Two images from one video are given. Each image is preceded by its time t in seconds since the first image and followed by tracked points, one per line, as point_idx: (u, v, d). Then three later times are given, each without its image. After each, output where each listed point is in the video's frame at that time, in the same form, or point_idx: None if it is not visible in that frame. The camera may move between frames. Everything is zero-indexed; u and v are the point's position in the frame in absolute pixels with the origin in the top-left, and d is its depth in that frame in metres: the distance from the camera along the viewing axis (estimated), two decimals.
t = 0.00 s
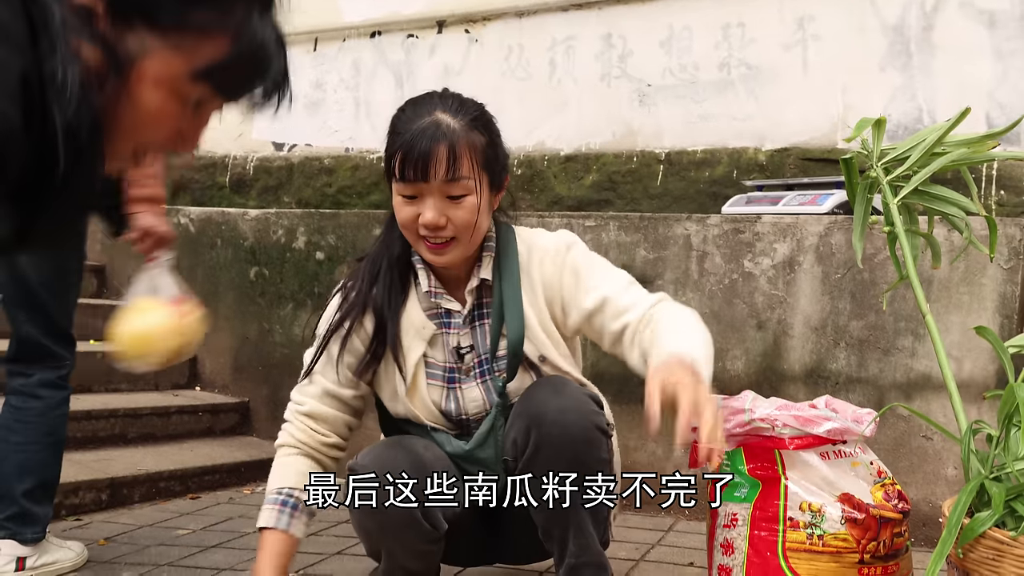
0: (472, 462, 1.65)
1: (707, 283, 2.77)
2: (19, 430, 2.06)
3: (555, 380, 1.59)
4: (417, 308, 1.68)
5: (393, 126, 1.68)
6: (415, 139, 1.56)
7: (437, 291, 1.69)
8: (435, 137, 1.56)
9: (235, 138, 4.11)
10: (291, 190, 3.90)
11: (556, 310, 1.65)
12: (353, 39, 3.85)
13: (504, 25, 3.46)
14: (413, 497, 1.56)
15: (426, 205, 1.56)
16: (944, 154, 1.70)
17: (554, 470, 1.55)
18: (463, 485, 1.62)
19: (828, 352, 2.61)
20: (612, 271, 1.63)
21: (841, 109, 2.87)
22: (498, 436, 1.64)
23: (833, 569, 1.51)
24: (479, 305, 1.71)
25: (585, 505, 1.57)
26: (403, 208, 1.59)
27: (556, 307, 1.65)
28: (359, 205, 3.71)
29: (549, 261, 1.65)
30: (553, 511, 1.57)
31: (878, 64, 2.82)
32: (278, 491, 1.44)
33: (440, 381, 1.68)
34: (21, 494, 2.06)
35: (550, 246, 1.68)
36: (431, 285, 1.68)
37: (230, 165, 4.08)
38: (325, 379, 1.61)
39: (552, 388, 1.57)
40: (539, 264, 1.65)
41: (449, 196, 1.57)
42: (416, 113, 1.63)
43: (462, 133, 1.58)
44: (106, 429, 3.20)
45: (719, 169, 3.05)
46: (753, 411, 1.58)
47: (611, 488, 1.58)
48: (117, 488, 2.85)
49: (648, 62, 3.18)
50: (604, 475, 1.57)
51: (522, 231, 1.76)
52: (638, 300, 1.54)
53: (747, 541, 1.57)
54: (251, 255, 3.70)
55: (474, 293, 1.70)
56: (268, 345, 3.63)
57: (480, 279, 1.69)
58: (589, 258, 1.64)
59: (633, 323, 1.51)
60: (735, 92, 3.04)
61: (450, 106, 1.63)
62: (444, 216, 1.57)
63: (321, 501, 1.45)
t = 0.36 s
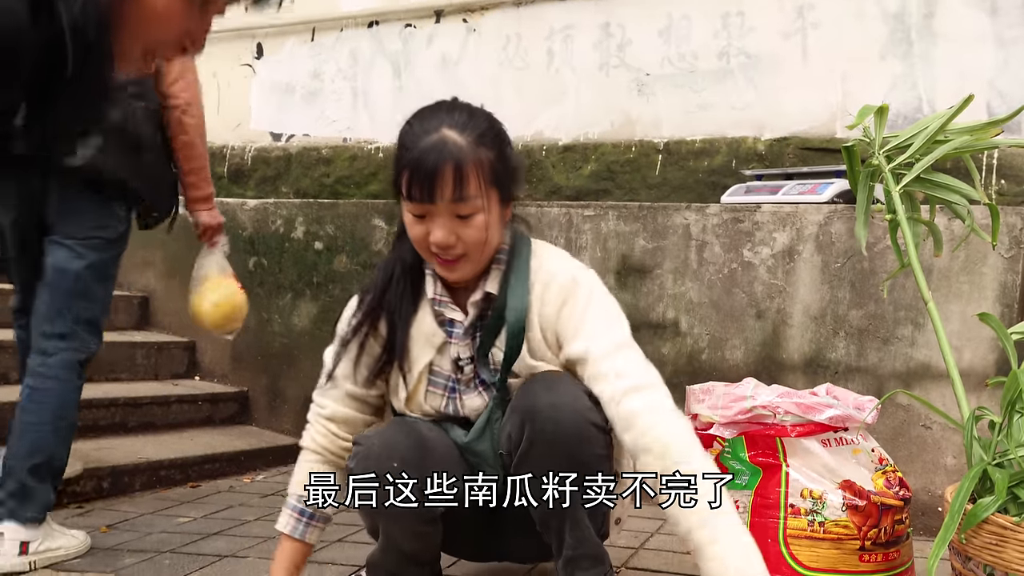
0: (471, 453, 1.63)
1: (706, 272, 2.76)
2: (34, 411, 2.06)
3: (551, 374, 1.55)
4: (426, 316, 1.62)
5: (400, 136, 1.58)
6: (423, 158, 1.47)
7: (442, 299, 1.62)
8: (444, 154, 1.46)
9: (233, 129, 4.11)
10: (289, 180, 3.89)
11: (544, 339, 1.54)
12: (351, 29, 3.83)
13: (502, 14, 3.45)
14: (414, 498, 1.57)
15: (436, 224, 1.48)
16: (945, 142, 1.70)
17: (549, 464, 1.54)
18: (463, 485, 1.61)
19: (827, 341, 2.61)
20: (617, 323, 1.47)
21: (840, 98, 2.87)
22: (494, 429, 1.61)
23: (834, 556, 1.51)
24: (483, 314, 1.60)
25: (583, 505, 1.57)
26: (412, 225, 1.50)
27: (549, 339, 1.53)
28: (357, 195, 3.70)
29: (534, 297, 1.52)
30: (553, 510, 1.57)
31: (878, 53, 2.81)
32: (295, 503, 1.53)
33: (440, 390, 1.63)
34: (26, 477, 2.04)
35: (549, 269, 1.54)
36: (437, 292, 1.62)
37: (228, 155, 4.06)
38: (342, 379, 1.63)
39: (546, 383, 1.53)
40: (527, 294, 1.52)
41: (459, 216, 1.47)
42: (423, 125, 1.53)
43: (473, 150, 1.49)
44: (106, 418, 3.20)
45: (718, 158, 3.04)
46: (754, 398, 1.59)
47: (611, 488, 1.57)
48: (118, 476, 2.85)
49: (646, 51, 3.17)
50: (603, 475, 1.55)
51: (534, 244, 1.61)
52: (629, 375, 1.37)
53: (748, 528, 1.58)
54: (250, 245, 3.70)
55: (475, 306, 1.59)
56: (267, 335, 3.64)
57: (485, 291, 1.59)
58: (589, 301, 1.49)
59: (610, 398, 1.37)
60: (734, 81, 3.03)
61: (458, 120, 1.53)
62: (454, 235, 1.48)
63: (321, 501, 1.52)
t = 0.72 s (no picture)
0: (477, 450, 1.64)
1: (705, 265, 2.76)
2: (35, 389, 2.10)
3: (561, 368, 1.54)
4: (450, 325, 1.59)
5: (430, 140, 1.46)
6: (453, 174, 1.37)
7: (466, 305, 1.57)
8: (475, 171, 1.36)
9: (231, 121, 4.10)
10: (287, 173, 3.89)
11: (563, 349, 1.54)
12: (349, 22, 3.81)
13: (501, 7, 3.44)
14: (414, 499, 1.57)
15: (468, 244, 1.39)
16: (945, 134, 1.69)
17: (553, 457, 1.55)
18: (463, 485, 1.61)
19: (825, 335, 2.61)
20: (641, 337, 1.45)
21: (839, 91, 2.87)
22: (500, 427, 1.62)
23: (832, 548, 1.51)
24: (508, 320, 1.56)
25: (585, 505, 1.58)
26: (443, 242, 1.42)
27: (568, 349, 1.54)
28: (356, 188, 3.70)
29: (562, 307, 1.48)
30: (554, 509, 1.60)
31: (877, 46, 2.81)
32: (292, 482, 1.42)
33: (451, 395, 1.62)
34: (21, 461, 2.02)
35: (574, 277, 1.51)
36: (460, 297, 1.57)
37: (226, 148, 4.06)
38: (359, 376, 1.57)
39: (555, 378, 1.53)
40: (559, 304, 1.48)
41: (490, 237, 1.39)
42: (456, 133, 1.42)
43: (509, 166, 1.38)
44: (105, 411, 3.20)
45: (717, 151, 3.04)
46: (753, 390, 1.58)
47: (610, 488, 1.58)
48: (117, 470, 2.86)
49: (645, 44, 3.17)
50: (604, 475, 1.57)
51: (560, 252, 1.58)
52: (653, 394, 1.37)
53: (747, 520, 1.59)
54: (248, 238, 3.69)
55: (500, 314, 1.53)
56: (265, 328, 3.63)
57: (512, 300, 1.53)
58: (614, 311, 1.46)
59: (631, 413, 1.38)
60: (733, 74, 3.03)
61: (493, 129, 1.41)
62: (484, 254, 1.40)
63: (321, 501, 1.41)
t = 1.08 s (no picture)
0: (471, 446, 1.64)
1: (701, 259, 2.77)
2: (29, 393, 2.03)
3: (554, 363, 1.56)
4: (442, 316, 1.59)
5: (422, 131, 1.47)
6: (443, 162, 1.37)
7: (459, 295, 1.58)
8: (464, 161, 1.36)
9: (227, 114, 4.09)
10: (284, 166, 3.89)
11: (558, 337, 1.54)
12: (345, 15, 3.80)
13: None
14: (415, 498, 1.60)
15: (457, 232, 1.39)
16: (939, 129, 1.70)
17: (549, 453, 1.56)
18: (463, 485, 1.64)
19: (820, 329, 2.62)
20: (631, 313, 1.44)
21: (835, 85, 2.87)
22: (494, 422, 1.62)
23: (825, 541, 1.51)
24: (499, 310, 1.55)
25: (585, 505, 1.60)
26: (433, 230, 1.42)
27: (563, 337, 1.52)
28: (352, 181, 3.71)
29: (555, 293, 1.48)
30: (552, 508, 1.62)
31: (873, 40, 2.81)
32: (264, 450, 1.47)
33: (444, 385, 1.63)
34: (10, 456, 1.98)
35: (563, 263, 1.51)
36: (454, 288, 1.58)
37: (222, 141, 4.06)
38: (342, 357, 1.56)
39: (549, 372, 1.54)
40: (552, 291, 1.48)
41: (479, 226, 1.39)
42: (446, 123, 1.42)
43: (498, 155, 1.38)
44: (100, 405, 3.22)
45: (713, 145, 3.05)
46: (748, 383, 1.59)
47: (611, 488, 1.59)
48: (112, 463, 2.87)
49: (642, 38, 3.16)
50: (604, 475, 1.59)
51: (553, 243, 1.58)
52: (648, 361, 1.35)
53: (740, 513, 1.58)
54: (244, 231, 3.69)
55: (493, 303, 1.54)
56: (261, 322, 3.64)
57: (504, 291, 1.53)
58: (602, 291, 1.47)
59: (628, 383, 1.34)
60: (730, 68, 3.03)
61: (482, 119, 1.42)
62: (474, 243, 1.40)
63: (322, 499, 1.65)
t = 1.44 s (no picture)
0: (468, 435, 1.65)
1: (698, 249, 2.77)
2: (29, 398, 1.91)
3: (547, 353, 1.55)
4: (431, 311, 1.59)
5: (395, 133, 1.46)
6: (414, 168, 1.35)
7: (447, 290, 1.57)
8: (435, 166, 1.35)
9: (222, 104, 4.08)
10: (280, 155, 3.88)
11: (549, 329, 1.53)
12: (341, 3, 3.78)
13: None
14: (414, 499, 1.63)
15: (437, 237, 1.39)
16: (938, 118, 1.69)
17: (541, 440, 1.56)
18: (463, 485, 1.66)
19: (818, 318, 2.62)
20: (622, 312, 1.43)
21: (834, 74, 2.86)
22: (489, 410, 1.62)
23: (821, 528, 1.50)
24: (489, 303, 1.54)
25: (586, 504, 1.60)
26: (412, 235, 1.41)
27: (554, 329, 1.52)
28: (349, 171, 3.69)
29: (545, 285, 1.47)
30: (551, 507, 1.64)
31: (873, 28, 2.81)
32: (273, 446, 1.44)
33: (437, 378, 1.64)
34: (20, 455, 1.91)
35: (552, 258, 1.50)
36: (441, 283, 1.57)
37: (218, 131, 4.05)
38: (338, 354, 1.57)
39: (541, 362, 1.54)
40: (543, 284, 1.47)
41: (457, 228, 1.39)
42: (415, 126, 1.41)
43: (469, 156, 1.37)
44: (98, 394, 3.22)
45: (711, 134, 3.05)
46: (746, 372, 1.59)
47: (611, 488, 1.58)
48: (110, 453, 2.87)
49: (640, 26, 3.15)
50: (604, 475, 1.58)
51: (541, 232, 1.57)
52: (640, 362, 1.34)
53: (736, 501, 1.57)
54: (240, 221, 3.69)
55: (482, 298, 1.53)
56: (258, 312, 3.64)
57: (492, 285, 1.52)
58: (590, 289, 1.46)
59: (622, 385, 1.33)
60: (728, 57, 3.02)
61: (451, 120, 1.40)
62: (454, 246, 1.41)
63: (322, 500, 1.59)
